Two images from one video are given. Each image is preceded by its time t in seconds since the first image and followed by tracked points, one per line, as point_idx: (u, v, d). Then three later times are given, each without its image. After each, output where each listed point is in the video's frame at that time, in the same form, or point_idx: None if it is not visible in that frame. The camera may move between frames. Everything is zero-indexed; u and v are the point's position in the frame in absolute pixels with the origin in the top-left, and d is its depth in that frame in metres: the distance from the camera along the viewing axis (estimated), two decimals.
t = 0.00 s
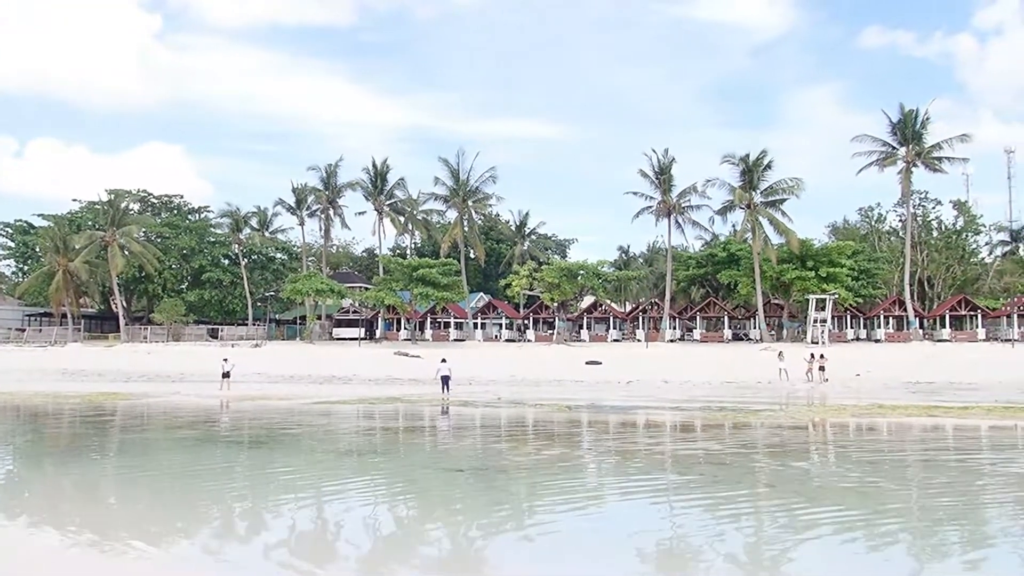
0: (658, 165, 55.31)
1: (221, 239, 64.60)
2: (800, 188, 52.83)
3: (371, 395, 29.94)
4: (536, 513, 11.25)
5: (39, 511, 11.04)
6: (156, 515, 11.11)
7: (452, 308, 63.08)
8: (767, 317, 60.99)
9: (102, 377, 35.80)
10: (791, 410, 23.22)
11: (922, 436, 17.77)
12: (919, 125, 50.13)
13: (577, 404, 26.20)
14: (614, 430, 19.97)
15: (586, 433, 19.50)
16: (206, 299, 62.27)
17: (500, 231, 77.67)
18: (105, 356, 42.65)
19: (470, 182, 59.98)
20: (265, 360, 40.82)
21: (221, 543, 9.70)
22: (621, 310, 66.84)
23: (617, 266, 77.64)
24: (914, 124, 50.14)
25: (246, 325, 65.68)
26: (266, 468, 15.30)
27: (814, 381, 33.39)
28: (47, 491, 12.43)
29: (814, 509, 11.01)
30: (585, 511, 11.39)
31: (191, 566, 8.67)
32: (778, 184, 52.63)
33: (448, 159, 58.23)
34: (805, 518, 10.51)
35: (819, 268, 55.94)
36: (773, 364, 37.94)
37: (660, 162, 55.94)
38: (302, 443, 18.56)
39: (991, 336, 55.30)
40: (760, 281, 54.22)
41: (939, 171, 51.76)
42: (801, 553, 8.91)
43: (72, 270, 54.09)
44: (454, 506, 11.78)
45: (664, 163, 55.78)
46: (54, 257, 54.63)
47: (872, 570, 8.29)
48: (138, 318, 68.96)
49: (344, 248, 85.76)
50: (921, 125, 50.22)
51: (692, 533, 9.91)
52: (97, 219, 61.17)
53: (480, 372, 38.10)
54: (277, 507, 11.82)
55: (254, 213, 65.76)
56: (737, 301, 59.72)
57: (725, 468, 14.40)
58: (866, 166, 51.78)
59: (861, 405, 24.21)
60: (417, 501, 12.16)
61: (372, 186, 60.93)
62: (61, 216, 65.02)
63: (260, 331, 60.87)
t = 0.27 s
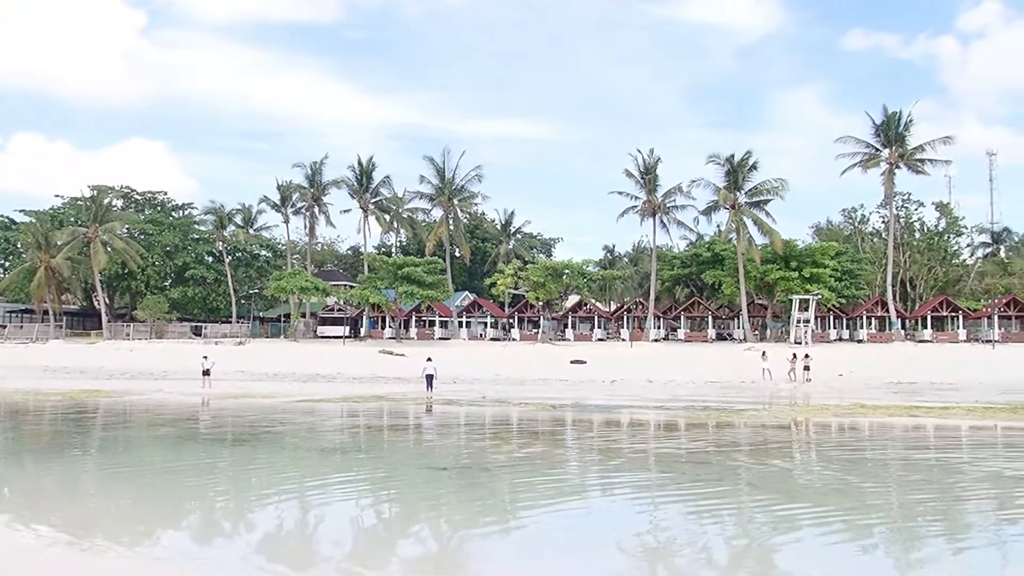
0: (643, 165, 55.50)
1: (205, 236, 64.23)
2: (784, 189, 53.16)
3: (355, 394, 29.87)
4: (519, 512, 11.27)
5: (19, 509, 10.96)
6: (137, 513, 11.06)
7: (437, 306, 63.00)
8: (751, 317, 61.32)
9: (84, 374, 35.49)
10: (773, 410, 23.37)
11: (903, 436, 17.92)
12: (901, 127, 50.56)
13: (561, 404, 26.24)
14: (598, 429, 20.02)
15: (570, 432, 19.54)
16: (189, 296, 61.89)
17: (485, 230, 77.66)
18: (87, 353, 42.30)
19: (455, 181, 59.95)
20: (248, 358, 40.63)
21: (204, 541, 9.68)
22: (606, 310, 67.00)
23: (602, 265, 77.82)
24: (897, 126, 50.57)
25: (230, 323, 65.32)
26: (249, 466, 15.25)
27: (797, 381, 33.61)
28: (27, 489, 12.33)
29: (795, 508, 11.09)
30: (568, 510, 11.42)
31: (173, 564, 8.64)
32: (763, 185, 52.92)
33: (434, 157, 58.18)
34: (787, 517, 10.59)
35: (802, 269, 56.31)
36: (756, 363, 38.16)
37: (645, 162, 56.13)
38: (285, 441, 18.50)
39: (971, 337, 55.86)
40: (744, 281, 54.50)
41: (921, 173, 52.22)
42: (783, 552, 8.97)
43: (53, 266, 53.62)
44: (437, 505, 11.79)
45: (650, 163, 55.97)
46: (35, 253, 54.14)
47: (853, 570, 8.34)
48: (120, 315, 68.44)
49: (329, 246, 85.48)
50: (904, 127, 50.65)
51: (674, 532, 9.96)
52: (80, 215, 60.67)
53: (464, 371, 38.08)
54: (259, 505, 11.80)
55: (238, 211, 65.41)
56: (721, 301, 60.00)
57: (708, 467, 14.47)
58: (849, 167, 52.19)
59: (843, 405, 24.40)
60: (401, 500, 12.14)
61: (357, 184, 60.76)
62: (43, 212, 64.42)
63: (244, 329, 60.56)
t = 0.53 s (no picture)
0: (628, 167, 55.71)
1: (189, 238, 63.87)
2: (768, 191, 53.51)
3: (339, 396, 29.83)
4: (504, 514, 11.31)
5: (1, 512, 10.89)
6: (121, 516, 11.01)
7: (422, 308, 62.92)
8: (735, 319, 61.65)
9: (66, 376, 35.23)
10: (757, 411, 23.54)
11: (885, 437, 18.10)
12: (884, 130, 51.01)
13: (546, 405, 26.31)
14: (583, 431, 20.09)
15: (555, 434, 19.60)
16: (173, 298, 61.54)
17: (471, 232, 77.66)
18: (69, 355, 41.98)
19: (440, 183, 59.92)
20: (232, 360, 40.44)
21: (188, 544, 9.66)
22: (591, 312, 67.17)
23: (587, 267, 78.02)
24: (880, 129, 51.01)
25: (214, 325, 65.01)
26: (233, 468, 15.22)
27: (780, 382, 33.84)
28: (8, 492, 12.25)
29: (778, 509, 11.19)
30: (553, 511, 11.47)
31: (158, 567, 8.62)
32: (747, 187, 53.24)
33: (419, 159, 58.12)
34: (770, 517, 10.69)
35: (786, 271, 56.67)
36: (741, 365, 38.38)
37: (629, 164, 56.34)
38: (270, 443, 18.46)
39: (953, 338, 56.40)
40: (728, 283, 54.79)
41: (903, 176, 52.70)
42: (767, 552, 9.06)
43: (35, 267, 53.17)
44: (421, 507, 11.81)
45: (634, 165, 56.18)
46: (16, 254, 53.66)
47: (836, 570, 8.42)
48: (102, 317, 67.95)
49: (314, 247, 85.20)
50: (886, 130, 51.09)
51: (659, 533, 10.02)
52: (62, 216, 60.18)
53: (449, 373, 38.09)
54: (243, 507, 11.78)
55: (222, 212, 65.09)
56: (705, 303, 60.29)
57: (692, 468, 14.57)
58: (832, 170, 52.62)
59: (826, 406, 24.60)
60: (385, 502, 12.14)
61: (342, 185, 60.61)
62: (24, 213, 63.86)
63: (228, 331, 60.28)
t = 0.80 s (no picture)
0: (616, 165, 55.84)
1: (176, 238, 63.53)
2: (755, 190, 53.76)
3: (328, 396, 29.77)
4: (494, 512, 11.33)
5: None
6: (109, 518, 10.95)
7: (411, 307, 62.85)
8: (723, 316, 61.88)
9: (52, 378, 34.99)
10: (745, 408, 23.64)
11: (873, 433, 18.22)
12: (870, 128, 51.32)
13: (535, 404, 26.34)
14: (572, 429, 20.13)
15: (544, 432, 19.64)
16: (160, 298, 61.23)
17: (459, 231, 77.63)
18: (55, 356, 41.69)
19: (429, 182, 59.87)
20: (219, 360, 40.29)
21: (178, 545, 9.63)
22: (580, 310, 67.28)
23: (575, 266, 78.17)
24: (866, 127, 51.34)
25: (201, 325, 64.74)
26: (222, 468, 15.17)
27: (769, 380, 34.00)
28: None
29: (768, 506, 11.25)
30: (543, 510, 11.49)
31: (148, 568, 8.60)
32: (734, 186, 53.45)
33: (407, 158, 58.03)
34: (759, 514, 10.74)
35: (773, 269, 56.93)
36: (729, 363, 38.54)
37: (617, 162, 56.47)
38: (259, 443, 18.41)
39: (939, 335, 56.83)
40: (716, 281, 54.99)
41: (888, 174, 53.05)
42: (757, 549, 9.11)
43: (20, 268, 52.78)
44: (411, 505, 11.83)
45: (622, 164, 56.30)
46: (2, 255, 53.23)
47: (825, 567, 8.45)
48: (89, 318, 67.52)
49: (301, 247, 84.95)
50: (872, 128, 51.42)
51: (650, 530, 10.06)
52: (47, 216, 59.76)
53: (438, 372, 38.07)
54: (232, 508, 11.75)
55: (209, 212, 64.80)
56: (693, 301, 60.50)
57: (681, 466, 14.63)
58: (819, 168, 52.93)
59: (814, 403, 24.75)
60: (375, 501, 12.13)
61: (329, 185, 60.44)
62: (9, 213, 63.35)
63: (215, 330, 60.03)
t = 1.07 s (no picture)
0: (603, 163, 55.94)
1: (162, 237, 63.14)
2: (742, 187, 53.97)
3: (314, 395, 29.72)
4: (481, 511, 11.33)
5: None
6: (94, 519, 10.90)
7: (398, 306, 62.76)
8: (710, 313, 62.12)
9: (36, 379, 34.73)
10: (732, 405, 23.74)
11: (859, 429, 18.36)
12: (855, 125, 51.61)
13: (522, 402, 26.38)
14: (560, 427, 20.16)
15: (532, 430, 19.67)
16: (146, 298, 60.89)
17: (446, 229, 77.56)
18: (39, 357, 41.38)
19: (416, 180, 59.79)
20: (206, 360, 40.11)
21: (164, 547, 9.60)
22: (567, 308, 67.39)
23: (563, 264, 78.25)
24: (851, 125, 51.61)
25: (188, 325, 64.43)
26: (208, 469, 15.11)
27: (756, 376, 34.15)
28: None
29: (756, 502, 11.29)
30: (532, 507, 11.50)
31: (132, 570, 8.56)
32: (720, 183, 53.66)
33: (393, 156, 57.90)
34: (748, 510, 10.79)
35: (760, 266, 57.21)
36: (716, 360, 38.70)
37: (604, 160, 56.58)
38: (246, 443, 18.35)
39: (924, 331, 57.25)
40: (703, 279, 55.20)
41: (873, 171, 53.38)
42: (745, 545, 9.15)
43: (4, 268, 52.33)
44: (399, 505, 11.81)
45: (609, 162, 56.39)
46: None
47: (811, 563, 8.50)
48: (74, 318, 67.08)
49: (288, 246, 84.63)
50: (858, 126, 51.70)
51: (638, 528, 10.08)
52: (31, 217, 59.26)
53: (426, 370, 38.05)
54: (218, 509, 11.72)
55: (195, 211, 64.45)
56: (680, 298, 60.71)
57: (669, 463, 14.67)
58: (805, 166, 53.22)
59: (801, 400, 24.90)
60: (363, 501, 12.13)
61: (316, 183, 60.26)
62: None
63: (202, 330, 59.73)
